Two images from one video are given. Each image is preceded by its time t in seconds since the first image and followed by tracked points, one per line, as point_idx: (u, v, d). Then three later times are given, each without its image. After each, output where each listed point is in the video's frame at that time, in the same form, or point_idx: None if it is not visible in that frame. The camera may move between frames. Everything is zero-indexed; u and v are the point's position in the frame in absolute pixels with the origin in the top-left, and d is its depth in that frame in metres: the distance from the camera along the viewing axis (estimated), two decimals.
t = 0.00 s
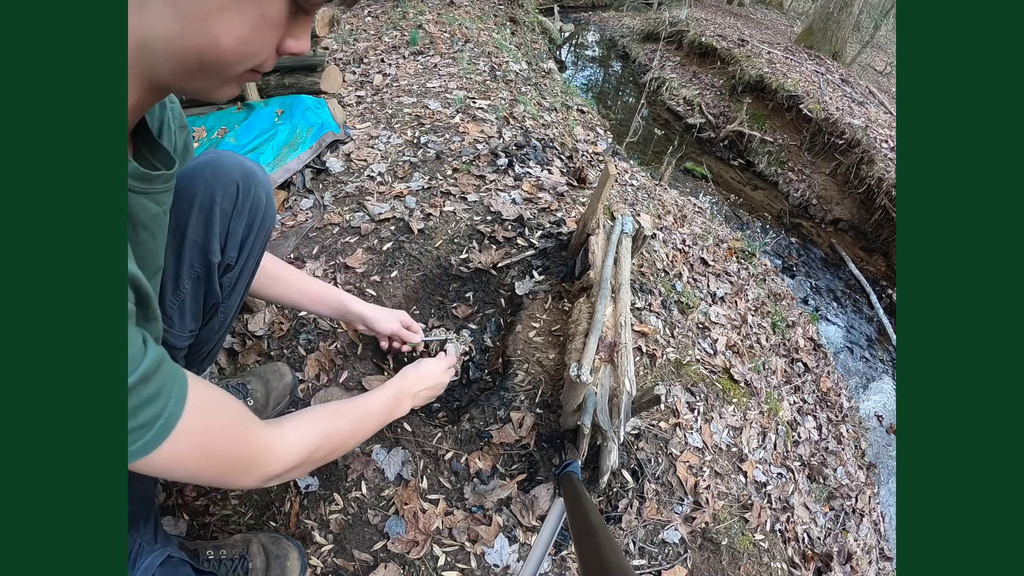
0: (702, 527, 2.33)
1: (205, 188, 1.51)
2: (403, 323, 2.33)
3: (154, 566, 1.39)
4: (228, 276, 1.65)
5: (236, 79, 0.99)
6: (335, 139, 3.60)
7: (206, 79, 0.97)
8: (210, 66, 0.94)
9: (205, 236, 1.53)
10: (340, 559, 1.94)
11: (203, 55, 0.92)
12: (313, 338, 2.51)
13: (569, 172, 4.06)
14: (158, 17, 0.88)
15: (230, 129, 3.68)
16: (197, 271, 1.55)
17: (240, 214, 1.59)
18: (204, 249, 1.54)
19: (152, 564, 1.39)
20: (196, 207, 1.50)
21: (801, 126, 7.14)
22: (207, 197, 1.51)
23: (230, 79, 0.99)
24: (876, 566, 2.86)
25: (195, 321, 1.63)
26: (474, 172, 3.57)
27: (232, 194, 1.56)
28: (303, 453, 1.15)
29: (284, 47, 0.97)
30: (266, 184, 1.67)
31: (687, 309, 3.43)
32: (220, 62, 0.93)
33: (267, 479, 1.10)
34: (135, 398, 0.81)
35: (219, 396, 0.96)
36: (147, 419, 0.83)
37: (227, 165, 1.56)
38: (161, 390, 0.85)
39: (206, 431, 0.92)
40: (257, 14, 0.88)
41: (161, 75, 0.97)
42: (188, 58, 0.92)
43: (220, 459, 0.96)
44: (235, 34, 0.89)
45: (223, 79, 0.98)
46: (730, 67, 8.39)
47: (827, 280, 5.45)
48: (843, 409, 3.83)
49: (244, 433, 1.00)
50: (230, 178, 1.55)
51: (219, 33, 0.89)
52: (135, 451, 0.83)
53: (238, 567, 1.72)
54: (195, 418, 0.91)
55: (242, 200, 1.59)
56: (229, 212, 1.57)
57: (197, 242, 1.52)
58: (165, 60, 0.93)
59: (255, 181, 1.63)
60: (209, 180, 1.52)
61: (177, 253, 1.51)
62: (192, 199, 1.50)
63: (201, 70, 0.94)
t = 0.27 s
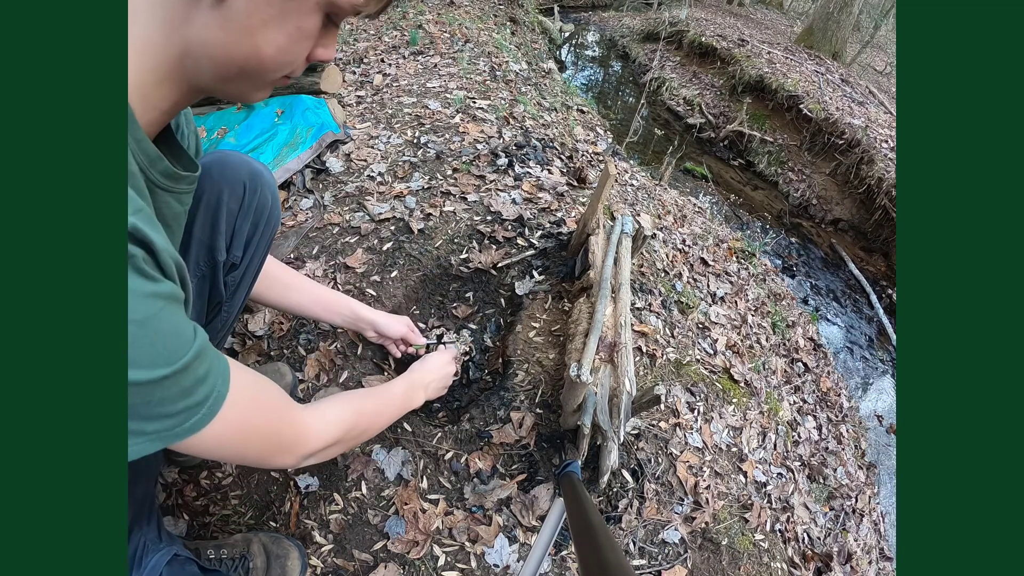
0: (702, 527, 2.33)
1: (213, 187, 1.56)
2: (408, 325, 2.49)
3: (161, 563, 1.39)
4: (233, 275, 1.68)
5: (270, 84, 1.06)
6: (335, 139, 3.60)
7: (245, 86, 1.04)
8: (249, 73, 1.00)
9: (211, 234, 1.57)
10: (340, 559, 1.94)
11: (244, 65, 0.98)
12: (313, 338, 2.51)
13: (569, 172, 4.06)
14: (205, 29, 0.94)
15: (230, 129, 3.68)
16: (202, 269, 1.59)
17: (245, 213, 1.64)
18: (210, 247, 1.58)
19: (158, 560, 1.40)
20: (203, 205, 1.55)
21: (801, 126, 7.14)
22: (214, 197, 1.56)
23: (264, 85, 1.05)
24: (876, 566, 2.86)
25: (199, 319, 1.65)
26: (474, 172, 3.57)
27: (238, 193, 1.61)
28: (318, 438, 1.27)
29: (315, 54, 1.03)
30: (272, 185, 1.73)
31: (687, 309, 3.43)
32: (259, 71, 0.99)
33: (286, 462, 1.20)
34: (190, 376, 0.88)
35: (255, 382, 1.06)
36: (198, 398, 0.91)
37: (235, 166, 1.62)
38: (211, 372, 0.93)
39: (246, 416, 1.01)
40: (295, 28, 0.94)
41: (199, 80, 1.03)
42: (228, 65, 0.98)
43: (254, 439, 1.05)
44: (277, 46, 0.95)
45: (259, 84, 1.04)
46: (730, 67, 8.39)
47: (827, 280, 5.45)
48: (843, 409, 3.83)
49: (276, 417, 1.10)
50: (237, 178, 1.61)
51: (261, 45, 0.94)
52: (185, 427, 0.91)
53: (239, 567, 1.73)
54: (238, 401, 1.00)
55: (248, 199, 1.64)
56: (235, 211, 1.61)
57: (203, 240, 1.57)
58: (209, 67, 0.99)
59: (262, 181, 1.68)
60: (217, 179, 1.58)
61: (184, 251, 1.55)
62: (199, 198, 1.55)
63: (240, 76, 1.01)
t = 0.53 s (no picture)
0: (702, 527, 2.33)
1: (214, 186, 1.59)
2: (410, 330, 2.49)
3: (162, 551, 1.39)
4: (233, 274, 1.69)
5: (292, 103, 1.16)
6: (335, 140, 3.60)
7: (267, 101, 1.14)
8: (274, 92, 1.10)
9: (212, 233, 1.60)
10: (340, 559, 1.94)
11: (270, 85, 1.08)
12: (313, 338, 2.50)
13: (569, 172, 4.06)
14: (234, 51, 1.03)
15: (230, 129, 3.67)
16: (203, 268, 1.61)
17: (246, 213, 1.65)
18: (210, 247, 1.60)
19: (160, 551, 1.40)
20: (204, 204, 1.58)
21: (801, 126, 7.14)
22: (215, 196, 1.58)
23: (287, 103, 1.15)
24: (876, 566, 2.87)
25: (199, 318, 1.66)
26: (474, 172, 3.57)
27: (239, 191, 1.63)
28: (334, 434, 1.32)
29: (335, 76, 1.14)
30: (273, 184, 1.74)
31: (687, 309, 3.43)
32: (284, 90, 1.09)
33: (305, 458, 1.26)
34: (222, 380, 0.93)
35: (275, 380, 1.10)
36: (229, 400, 0.96)
37: (236, 166, 1.64)
38: (239, 375, 0.98)
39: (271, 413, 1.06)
40: (319, 54, 1.04)
41: (224, 94, 1.13)
42: (254, 85, 1.08)
43: (278, 436, 1.10)
44: (301, 70, 1.05)
45: (281, 101, 1.14)
46: (730, 67, 8.39)
47: (827, 280, 5.45)
48: (843, 409, 3.83)
49: (298, 413, 1.15)
50: (238, 178, 1.63)
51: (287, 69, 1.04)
52: (216, 429, 0.96)
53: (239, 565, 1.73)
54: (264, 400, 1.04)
55: (250, 198, 1.66)
56: (235, 210, 1.63)
57: (204, 239, 1.59)
58: (236, 84, 1.09)
59: (263, 181, 1.70)
60: (219, 178, 1.60)
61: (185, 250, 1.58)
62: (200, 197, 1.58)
63: (265, 94, 1.11)
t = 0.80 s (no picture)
0: (702, 527, 2.33)
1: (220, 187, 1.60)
2: (411, 330, 2.49)
3: (163, 552, 1.39)
4: (237, 275, 1.68)
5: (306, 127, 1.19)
6: (335, 139, 3.60)
7: (282, 124, 1.17)
8: (293, 116, 1.13)
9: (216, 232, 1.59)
10: (340, 559, 1.94)
11: (291, 110, 1.11)
12: (313, 338, 2.50)
13: (569, 172, 4.07)
14: (258, 74, 1.06)
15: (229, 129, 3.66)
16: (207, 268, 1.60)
17: (251, 213, 1.66)
18: (214, 247, 1.59)
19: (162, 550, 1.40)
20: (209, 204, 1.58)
21: (801, 126, 7.14)
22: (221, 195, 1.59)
23: (302, 128, 1.19)
24: (876, 566, 2.87)
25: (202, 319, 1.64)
26: (474, 172, 3.57)
27: (244, 192, 1.64)
28: (339, 435, 1.32)
29: (350, 103, 1.19)
30: (278, 187, 1.76)
31: (687, 309, 3.43)
32: (302, 114, 1.13)
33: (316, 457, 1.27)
34: (239, 388, 0.95)
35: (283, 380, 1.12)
36: (244, 405, 0.97)
37: (242, 168, 1.66)
38: (254, 381, 0.99)
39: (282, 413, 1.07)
40: (341, 82, 1.09)
41: (242, 114, 1.15)
42: (274, 109, 1.11)
43: (290, 436, 1.12)
44: (321, 95, 1.10)
45: (297, 126, 1.17)
46: (730, 67, 8.40)
47: (827, 280, 5.45)
48: (843, 409, 3.83)
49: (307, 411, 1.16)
50: (244, 179, 1.65)
51: (310, 95, 1.08)
52: (230, 434, 0.98)
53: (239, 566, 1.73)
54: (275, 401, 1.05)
55: (255, 199, 1.67)
56: (241, 210, 1.64)
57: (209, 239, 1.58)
58: (255, 104, 1.11)
59: (268, 183, 1.72)
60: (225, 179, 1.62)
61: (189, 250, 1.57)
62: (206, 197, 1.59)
63: (284, 118, 1.14)
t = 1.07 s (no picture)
0: (702, 527, 2.33)
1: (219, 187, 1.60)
2: (411, 331, 2.48)
3: (162, 552, 1.39)
4: (236, 276, 1.68)
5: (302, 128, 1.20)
6: (335, 140, 3.60)
7: (278, 124, 1.17)
8: (289, 117, 1.14)
9: (215, 233, 1.60)
10: (340, 559, 1.94)
11: (288, 111, 1.12)
12: (313, 338, 2.50)
13: (569, 172, 4.07)
14: (256, 77, 1.06)
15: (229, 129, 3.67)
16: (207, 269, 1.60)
17: (250, 214, 1.66)
18: (213, 248, 1.60)
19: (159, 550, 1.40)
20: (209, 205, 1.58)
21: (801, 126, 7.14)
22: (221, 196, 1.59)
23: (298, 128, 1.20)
24: (876, 566, 2.87)
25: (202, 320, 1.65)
26: (474, 172, 3.57)
27: (244, 192, 1.64)
28: (350, 425, 1.32)
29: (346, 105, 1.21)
30: (278, 187, 1.76)
31: (687, 309, 3.43)
32: (298, 115, 1.14)
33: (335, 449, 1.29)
34: (255, 384, 0.95)
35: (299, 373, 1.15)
36: (262, 400, 0.97)
37: (241, 169, 1.66)
38: (269, 376, 0.99)
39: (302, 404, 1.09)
40: (338, 86, 1.10)
41: (240, 115, 1.16)
42: (271, 110, 1.12)
43: (306, 429, 1.13)
44: (318, 98, 1.11)
45: (293, 126, 1.18)
46: (730, 67, 8.39)
47: (827, 280, 5.45)
48: (843, 409, 3.83)
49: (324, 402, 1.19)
50: (243, 179, 1.65)
51: (308, 98, 1.10)
52: (252, 427, 0.98)
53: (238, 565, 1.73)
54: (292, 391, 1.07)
55: (254, 200, 1.67)
56: (240, 211, 1.64)
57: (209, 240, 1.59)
58: (252, 106, 1.11)
59: (268, 183, 1.72)
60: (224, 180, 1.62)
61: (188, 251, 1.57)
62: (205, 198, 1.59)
63: (281, 119, 1.15)
